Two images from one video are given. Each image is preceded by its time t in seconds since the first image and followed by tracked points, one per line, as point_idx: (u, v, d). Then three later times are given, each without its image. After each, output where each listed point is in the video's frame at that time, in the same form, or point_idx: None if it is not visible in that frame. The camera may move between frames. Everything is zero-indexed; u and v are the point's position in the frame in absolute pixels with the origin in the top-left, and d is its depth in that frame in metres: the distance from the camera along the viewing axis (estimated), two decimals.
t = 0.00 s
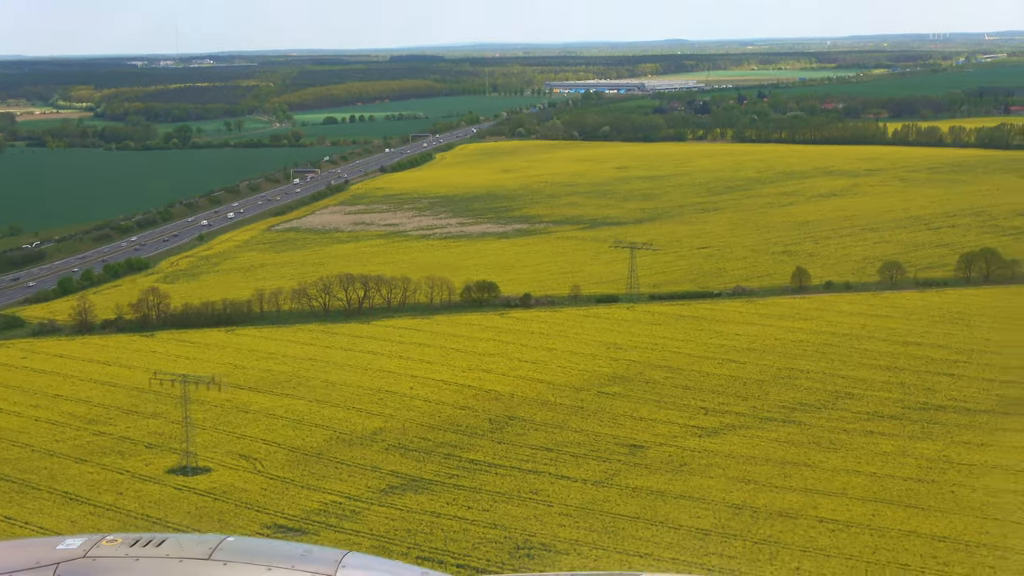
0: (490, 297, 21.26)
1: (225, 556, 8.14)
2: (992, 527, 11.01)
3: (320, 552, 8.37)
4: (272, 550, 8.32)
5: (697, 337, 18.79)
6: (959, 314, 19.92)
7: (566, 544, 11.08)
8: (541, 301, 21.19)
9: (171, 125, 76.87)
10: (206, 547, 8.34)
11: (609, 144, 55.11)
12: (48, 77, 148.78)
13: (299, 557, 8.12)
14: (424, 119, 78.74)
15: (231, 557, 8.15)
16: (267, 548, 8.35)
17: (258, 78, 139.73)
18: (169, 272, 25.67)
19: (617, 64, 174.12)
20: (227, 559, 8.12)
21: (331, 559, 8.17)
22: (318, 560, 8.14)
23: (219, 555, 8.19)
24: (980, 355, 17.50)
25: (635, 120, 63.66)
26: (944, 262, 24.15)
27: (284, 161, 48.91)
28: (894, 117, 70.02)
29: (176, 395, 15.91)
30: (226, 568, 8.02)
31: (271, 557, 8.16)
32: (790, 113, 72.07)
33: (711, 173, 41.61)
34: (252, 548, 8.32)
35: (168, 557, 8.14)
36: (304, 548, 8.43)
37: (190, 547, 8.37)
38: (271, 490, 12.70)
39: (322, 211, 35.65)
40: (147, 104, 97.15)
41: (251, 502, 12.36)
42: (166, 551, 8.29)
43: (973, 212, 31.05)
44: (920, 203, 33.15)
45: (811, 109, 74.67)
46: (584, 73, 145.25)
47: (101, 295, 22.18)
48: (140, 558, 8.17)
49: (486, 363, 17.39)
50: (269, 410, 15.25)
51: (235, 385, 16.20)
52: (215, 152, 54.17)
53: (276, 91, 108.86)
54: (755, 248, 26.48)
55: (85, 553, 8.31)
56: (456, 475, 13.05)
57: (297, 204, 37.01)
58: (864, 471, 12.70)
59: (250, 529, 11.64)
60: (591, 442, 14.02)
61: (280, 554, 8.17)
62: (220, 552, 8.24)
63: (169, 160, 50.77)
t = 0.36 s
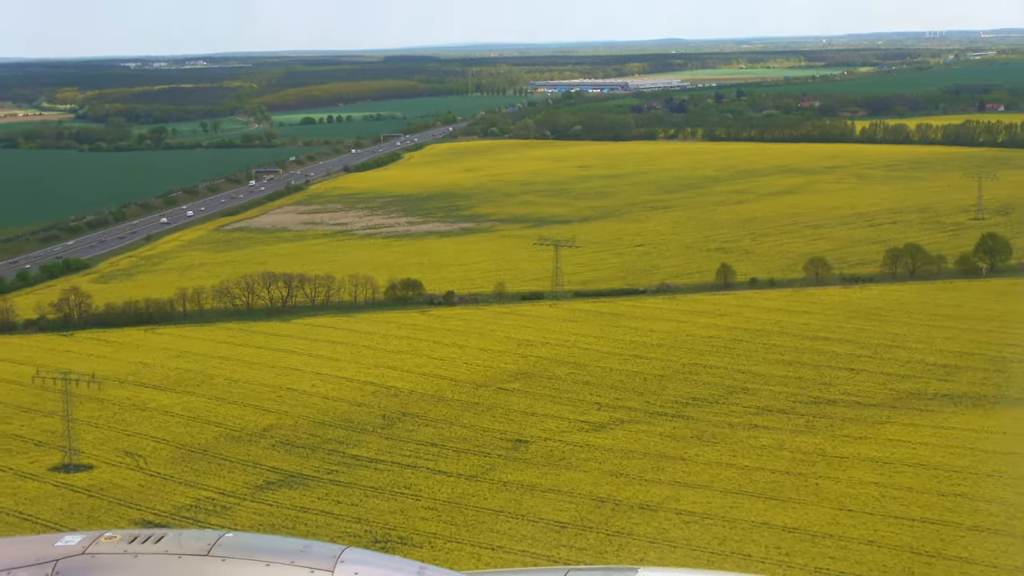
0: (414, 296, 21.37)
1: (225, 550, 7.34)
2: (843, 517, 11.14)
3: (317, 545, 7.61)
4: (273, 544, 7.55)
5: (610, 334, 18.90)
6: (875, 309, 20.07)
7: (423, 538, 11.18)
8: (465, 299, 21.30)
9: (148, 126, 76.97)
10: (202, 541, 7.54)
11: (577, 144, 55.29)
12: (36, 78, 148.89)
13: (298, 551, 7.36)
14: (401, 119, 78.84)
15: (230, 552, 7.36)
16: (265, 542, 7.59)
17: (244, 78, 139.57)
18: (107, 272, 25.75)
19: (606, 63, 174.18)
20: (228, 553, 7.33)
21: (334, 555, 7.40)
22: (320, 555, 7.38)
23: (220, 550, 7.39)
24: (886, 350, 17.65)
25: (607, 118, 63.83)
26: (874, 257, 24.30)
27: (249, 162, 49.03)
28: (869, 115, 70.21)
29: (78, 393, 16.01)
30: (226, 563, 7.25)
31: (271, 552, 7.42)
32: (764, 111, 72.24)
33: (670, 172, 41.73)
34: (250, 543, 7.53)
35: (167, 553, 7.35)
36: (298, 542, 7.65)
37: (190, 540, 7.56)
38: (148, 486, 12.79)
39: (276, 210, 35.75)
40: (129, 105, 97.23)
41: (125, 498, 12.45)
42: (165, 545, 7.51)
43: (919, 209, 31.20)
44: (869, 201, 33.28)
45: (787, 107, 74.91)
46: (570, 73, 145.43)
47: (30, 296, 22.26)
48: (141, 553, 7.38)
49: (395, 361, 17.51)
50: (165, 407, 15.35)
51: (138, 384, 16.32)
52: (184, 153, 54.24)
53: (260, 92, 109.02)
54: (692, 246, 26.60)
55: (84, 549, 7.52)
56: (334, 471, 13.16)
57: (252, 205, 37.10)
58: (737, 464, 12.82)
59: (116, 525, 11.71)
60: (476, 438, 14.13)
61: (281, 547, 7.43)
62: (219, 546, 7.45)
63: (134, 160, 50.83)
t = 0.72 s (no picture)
0: (338, 293, 21.53)
1: (222, 548, 6.62)
2: (694, 512, 11.28)
3: (315, 543, 6.87)
4: (271, 543, 6.78)
5: (522, 332, 19.06)
6: (791, 309, 20.25)
7: (280, 531, 11.30)
8: (388, 297, 21.45)
9: (125, 124, 77.12)
10: (196, 537, 6.79)
11: (546, 145, 55.54)
12: (24, 75, 148.94)
13: (294, 548, 6.65)
14: (379, 119, 79.06)
15: (227, 549, 6.64)
16: (263, 540, 6.83)
17: (232, 77, 139.65)
18: (45, 269, 25.84)
19: (596, 64, 174.44)
20: (223, 552, 6.60)
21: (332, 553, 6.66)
22: (317, 553, 6.63)
23: (215, 548, 6.66)
24: (790, 349, 17.81)
25: (580, 119, 64.06)
26: (803, 257, 24.48)
27: (214, 161, 49.11)
28: (843, 117, 70.46)
29: None
30: (222, 562, 6.53)
31: (268, 551, 6.66)
32: (740, 113, 72.49)
33: (629, 173, 41.91)
34: (249, 541, 6.77)
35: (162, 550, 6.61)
36: (297, 539, 6.90)
37: (186, 537, 6.82)
38: (24, 479, 12.91)
39: (230, 209, 35.87)
40: (112, 103, 97.34)
41: None
42: (161, 542, 6.74)
43: (863, 211, 31.39)
44: (818, 202, 33.45)
45: (763, 109, 75.17)
46: (559, 74, 145.68)
47: None
48: (135, 551, 6.63)
49: (301, 358, 17.64)
50: (62, 403, 15.47)
51: (41, 380, 16.46)
52: (152, 151, 54.30)
53: (244, 91, 109.22)
54: (628, 246, 26.79)
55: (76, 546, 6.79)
56: (212, 465, 13.29)
57: (207, 204, 37.18)
58: (609, 460, 12.96)
59: None
60: (359, 434, 14.27)
61: (278, 545, 6.68)
62: (216, 544, 6.71)
63: (100, 158, 50.90)
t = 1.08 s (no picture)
0: (261, 292, 21.66)
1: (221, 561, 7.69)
2: (548, 506, 11.42)
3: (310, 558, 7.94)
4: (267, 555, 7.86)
5: (435, 330, 19.20)
6: (706, 308, 20.42)
7: (138, 524, 11.42)
8: (311, 296, 21.59)
9: (99, 124, 77.14)
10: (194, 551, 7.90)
11: (513, 146, 55.74)
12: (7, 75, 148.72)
13: (289, 561, 7.74)
14: (354, 120, 79.21)
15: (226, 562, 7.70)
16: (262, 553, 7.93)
17: (216, 77, 139.60)
18: None
19: (582, 65, 174.49)
20: (220, 562, 7.70)
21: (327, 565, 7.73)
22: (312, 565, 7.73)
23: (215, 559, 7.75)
24: (695, 347, 17.98)
25: (551, 119, 64.26)
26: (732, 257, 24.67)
27: (177, 161, 49.21)
28: (815, 118, 70.75)
29: None
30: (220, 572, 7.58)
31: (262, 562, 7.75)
32: (713, 114, 72.72)
33: (587, 173, 42.08)
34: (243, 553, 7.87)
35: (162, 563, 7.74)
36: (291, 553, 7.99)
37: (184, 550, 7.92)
38: None
39: (182, 209, 35.97)
40: (90, 104, 97.30)
41: None
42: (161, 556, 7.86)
43: (807, 211, 31.57)
44: (764, 202, 33.66)
45: (736, 110, 75.44)
46: (544, 75, 145.77)
47: None
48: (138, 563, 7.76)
49: (209, 355, 17.77)
50: None
51: None
52: (119, 151, 54.40)
53: (225, 91, 109.22)
54: (563, 245, 26.96)
55: (79, 556, 7.97)
56: (90, 461, 13.40)
57: (161, 204, 37.27)
58: (482, 456, 13.10)
59: None
60: (245, 431, 14.38)
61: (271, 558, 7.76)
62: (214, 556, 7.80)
63: (64, 158, 50.95)
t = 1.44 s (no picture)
0: (182, 293, 21.73)
1: None
2: (403, 502, 11.50)
3: None
4: None
5: (346, 329, 19.28)
6: (620, 305, 20.51)
7: None
8: (231, 297, 21.68)
9: (70, 128, 77.06)
10: None
11: (477, 148, 55.86)
12: None
13: None
14: (326, 121, 79.24)
15: None
16: None
17: (197, 81, 139.32)
18: None
19: (565, 66, 174.74)
20: None
21: None
22: None
23: None
24: (599, 344, 18.09)
25: (518, 120, 64.39)
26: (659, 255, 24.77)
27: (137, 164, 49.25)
28: (784, 117, 71.02)
29: None
30: None
31: None
32: (682, 113, 72.92)
33: (541, 173, 42.18)
34: None
35: None
36: None
37: None
38: None
39: (130, 211, 36.01)
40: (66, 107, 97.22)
41: None
42: None
43: (748, 209, 31.72)
44: (708, 201, 33.81)
45: (707, 109, 75.68)
46: (525, 76, 145.71)
47: None
48: None
49: (114, 356, 17.84)
50: None
51: None
52: (82, 155, 54.39)
53: (202, 94, 109.19)
54: (496, 245, 27.05)
55: None
56: None
57: (111, 207, 37.30)
58: (355, 453, 13.19)
59: None
60: (130, 430, 14.46)
61: None
62: None
63: (24, 161, 50.96)
